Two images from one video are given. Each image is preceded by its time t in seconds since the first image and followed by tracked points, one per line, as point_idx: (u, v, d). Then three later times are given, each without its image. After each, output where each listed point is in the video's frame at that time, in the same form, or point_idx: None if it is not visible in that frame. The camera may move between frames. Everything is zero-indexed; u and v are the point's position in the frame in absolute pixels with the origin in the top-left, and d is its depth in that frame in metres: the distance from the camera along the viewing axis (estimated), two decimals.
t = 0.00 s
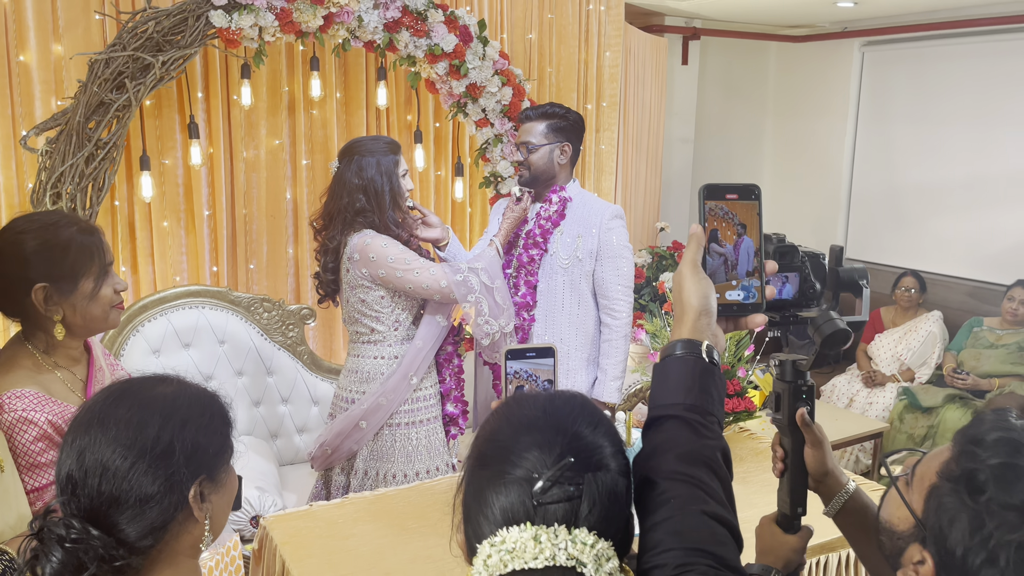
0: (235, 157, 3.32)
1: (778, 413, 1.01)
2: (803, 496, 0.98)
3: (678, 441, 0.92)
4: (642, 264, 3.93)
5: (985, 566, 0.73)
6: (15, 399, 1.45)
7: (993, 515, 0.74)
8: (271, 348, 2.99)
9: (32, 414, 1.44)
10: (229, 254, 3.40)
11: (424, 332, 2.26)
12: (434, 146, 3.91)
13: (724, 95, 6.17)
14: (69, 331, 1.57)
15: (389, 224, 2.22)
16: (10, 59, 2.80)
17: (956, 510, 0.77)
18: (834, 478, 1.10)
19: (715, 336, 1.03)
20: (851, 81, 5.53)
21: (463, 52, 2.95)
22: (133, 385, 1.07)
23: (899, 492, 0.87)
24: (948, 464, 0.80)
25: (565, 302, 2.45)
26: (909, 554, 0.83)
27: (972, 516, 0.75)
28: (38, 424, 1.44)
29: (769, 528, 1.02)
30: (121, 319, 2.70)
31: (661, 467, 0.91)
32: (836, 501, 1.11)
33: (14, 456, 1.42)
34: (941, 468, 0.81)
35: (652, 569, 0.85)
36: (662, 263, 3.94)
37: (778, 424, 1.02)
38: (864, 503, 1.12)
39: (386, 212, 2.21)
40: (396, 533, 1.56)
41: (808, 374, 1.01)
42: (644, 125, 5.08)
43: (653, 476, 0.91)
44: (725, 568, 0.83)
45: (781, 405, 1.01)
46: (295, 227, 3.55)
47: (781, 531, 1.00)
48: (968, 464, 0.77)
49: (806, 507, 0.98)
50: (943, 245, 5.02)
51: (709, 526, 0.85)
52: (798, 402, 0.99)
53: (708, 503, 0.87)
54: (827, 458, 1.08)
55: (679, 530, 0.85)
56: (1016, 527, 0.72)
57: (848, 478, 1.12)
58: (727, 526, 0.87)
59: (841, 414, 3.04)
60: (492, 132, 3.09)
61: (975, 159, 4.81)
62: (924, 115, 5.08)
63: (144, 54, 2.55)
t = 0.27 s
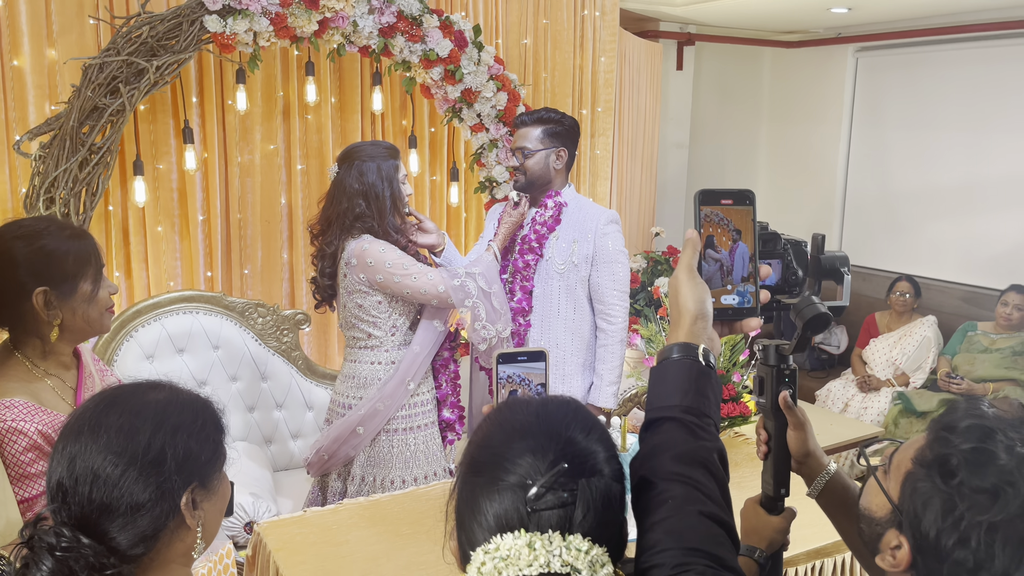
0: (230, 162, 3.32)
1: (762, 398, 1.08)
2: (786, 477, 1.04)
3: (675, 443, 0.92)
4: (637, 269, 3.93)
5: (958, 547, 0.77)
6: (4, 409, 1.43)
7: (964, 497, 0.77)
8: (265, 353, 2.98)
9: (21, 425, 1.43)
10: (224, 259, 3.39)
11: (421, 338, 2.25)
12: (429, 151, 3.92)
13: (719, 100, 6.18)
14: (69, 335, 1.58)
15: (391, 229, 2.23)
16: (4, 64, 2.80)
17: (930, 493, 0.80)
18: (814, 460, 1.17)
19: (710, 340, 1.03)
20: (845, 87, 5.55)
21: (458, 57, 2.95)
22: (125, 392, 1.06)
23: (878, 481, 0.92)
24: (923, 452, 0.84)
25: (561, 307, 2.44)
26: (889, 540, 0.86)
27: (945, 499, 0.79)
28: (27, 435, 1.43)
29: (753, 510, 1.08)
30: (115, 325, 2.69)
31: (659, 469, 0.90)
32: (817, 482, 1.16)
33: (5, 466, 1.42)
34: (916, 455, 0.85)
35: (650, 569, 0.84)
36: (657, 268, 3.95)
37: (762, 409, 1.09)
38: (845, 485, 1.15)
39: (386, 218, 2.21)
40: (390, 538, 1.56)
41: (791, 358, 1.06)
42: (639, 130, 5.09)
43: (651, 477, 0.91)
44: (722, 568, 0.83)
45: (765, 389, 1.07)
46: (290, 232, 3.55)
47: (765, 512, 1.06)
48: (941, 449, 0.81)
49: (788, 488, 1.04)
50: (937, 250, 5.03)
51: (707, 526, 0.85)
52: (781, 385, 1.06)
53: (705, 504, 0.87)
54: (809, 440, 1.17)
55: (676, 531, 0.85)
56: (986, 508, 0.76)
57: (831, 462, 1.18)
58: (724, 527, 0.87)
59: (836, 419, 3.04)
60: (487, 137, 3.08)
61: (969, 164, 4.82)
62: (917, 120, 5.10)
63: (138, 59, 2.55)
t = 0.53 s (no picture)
0: (226, 166, 3.32)
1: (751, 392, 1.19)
2: (773, 469, 1.11)
3: (669, 452, 0.92)
4: (633, 273, 3.94)
5: (939, 538, 0.80)
6: None
7: (946, 489, 0.81)
8: (260, 358, 2.97)
9: (15, 430, 1.42)
10: (219, 264, 3.39)
11: (416, 342, 2.25)
12: (425, 156, 3.92)
13: (715, 105, 6.20)
14: (37, 351, 1.54)
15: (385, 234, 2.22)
16: None
17: (913, 485, 0.84)
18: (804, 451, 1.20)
19: (704, 353, 1.07)
20: (840, 92, 5.57)
21: (454, 61, 2.96)
22: (121, 399, 1.06)
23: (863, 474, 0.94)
24: (907, 445, 0.87)
25: (558, 312, 2.44)
26: (872, 531, 0.90)
27: (926, 491, 0.82)
28: (21, 440, 1.42)
29: (742, 503, 1.14)
30: (109, 330, 2.69)
31: (655, 475, 0.91)
32: (804, 473, 1.17)
33: None
34: (900, 448, 0.88)
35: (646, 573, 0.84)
36: (653, 273, 3.96)
37: (750, 401, 1.19)
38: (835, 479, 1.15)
39: (383, 224, 2.21)
40: (386, 544, 1.55)
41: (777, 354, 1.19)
42: (635, 135, 5.10)
43: (646, 483, 0.91)
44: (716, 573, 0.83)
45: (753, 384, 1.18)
46: (286, 237, 3.54)
47: (753, 503, 1.13)
48: (924, 442, 0.85)
49: (776, 479, 1.11)
50: (932, 254, 5.05)
51: (701, 532, 0.85)
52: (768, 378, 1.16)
53: (699, 510, 0.87)
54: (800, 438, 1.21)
55: (670, 536, 0.85)
56: (966, 499, 0.79)
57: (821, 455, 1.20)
58: (719, 533, 0.87)
59: (832, 423, 3.04)
60: (482, 142, 3.11)
61: (963, 168, 4.84)
62: (911, 125, 5.12)
63: (134, 64, 2.55)
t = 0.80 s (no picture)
0: (223, 169, 3.31)
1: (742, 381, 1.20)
2: (763, 457, 1.12)
3: (666, 457, 0.92)
4: (631, 276, 3.94)
5: (920, 511, 0.86)
6: None
7: (927, 464, 0.87)
8: (258, 361, 2.97)
9: (7, 435, 1.42)
10: (216, 267, 3.38)
11: (413, 343, 2.24)
12: (423, 159, 3.92)
13: (712, 108, 6.21)
14: (19, 360, 1.54)
15: (382, 236, 2.22)
16: None
17: (895, 461, 0.90)
18: (790, 440, 1.33)
19: (699, 362, 1.06)
20: (837, 94, 5.58)
21: (451, 64, 2.96)
22: (115, 403, 1.06)
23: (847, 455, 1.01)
24: (890, 424, 0.93)
25: (556, 316, 2.45)
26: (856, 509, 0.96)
27: (909, 466, 0.88)
28: (13, 445, 1.42)
29: (732, 492, 1.16)
30: (106, 333, 2.68)
31: (655, 478, 0.90)
32: (793, 462, 1.33)
33: None
34: (885, 428, 0.94)
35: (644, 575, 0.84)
36: (650, 276, 3.96)
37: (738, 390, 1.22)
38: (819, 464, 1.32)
39: (378, 226, 2.21)
40: (383, 547, 1.55)
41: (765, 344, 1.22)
42: (632, 137, 5.10)
43: (644, 486, 0.91)
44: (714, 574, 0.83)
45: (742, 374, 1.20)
46: (283, 240, 3.54)
47: (744, 492, 1.15)
48: (907, 420, 0.91)
49: (765, 468, 1.13)
50: (929, 256, 5.06)
51: (698, 533, 0.85)
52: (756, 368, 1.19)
53: (696, 512, 0.87)
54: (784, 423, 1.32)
55: (670, 538, 0.85)
56: (946, 474, 0.85)
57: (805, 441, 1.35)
58: (716, 535, 0.87)
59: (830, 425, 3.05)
60: (480, 144, 3.11)
61: (960, 171, 4.85)
62: (908, 128, 5.13)
63: (131, 67, 2.54)
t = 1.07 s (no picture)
0: (222, 171, 3.31)
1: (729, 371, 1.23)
2: (751, 448, 1.17)
3: (663, 457, 0.92)
4: (630, 278, 3.94)
5: (897, 490, 0.86)
6: None
7: (904, 443, 0.87)
8: (257, 364, 2.97)
9: (4, 437, 1.41)
10: (216, 269, 3.38)
11: (412, 344, 2.25)
12: (422, 161, 3.92)
13: (711, 110, 6.21)
14: (14, 363, 1.54)
15: (378, 238, 2.21)
16: None
17: (874, 441, 0.89)
18: (777, 428, 1.38)
19: (693, 366, 1.08)
20: (836, 96, 5.59)
21: (451, 67, 2.96)
22: (112, 407, 1.06)
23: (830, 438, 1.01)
24: (868, 405, 0.93)
25: (554, 318, 2.45)
26: (838, 491, 0.95)
27: (885, 446, 0.88)
28: (10, 447, 1.41)
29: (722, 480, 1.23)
30: (105, 336, 2.68)
31: (654, 477, 0.90)
32: (780, 451, 1.38)
33: None
34: (864, 409, 0.94)
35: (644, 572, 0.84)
36: (649, 278, 3.97)
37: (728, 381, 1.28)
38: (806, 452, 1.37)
39: (373, 227, 2.21)
40: (382, 549, 1.55)
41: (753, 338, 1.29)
42: (631, 139, 5.10)
43: (643, 485, 0.90)
44: (716, 571, 0.83)
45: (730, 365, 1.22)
46: (282, 242, 3.54)
47: (732, 482, 1.20)
48: (884, 400, 0.91)
49: (753, 457, 1.18)
50: (928, 258, 5.06)
51: (696, 531, 0.85)
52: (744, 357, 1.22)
53: (696, 510, 0.87)
54: (772, 411, 1.38)
55: (669, 535, 0.85)
56: (922, 451, 0.85)
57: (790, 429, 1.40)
58: (715, 533, 0.87)
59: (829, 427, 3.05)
60: (479, 147, 3.10)
61: (959, 173, 4.85)
62: (908, 129, 5.14)
63: (130, 69, 2.54)
